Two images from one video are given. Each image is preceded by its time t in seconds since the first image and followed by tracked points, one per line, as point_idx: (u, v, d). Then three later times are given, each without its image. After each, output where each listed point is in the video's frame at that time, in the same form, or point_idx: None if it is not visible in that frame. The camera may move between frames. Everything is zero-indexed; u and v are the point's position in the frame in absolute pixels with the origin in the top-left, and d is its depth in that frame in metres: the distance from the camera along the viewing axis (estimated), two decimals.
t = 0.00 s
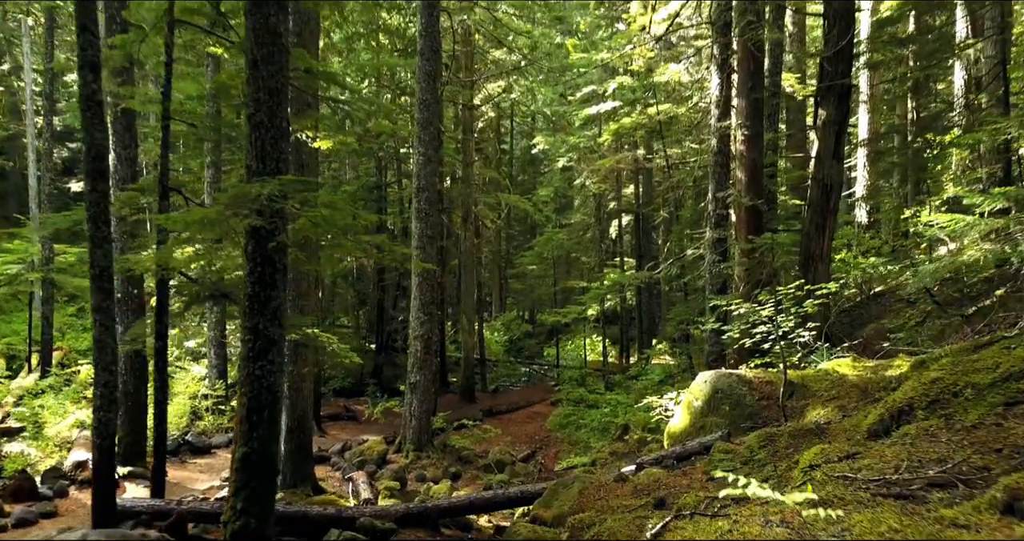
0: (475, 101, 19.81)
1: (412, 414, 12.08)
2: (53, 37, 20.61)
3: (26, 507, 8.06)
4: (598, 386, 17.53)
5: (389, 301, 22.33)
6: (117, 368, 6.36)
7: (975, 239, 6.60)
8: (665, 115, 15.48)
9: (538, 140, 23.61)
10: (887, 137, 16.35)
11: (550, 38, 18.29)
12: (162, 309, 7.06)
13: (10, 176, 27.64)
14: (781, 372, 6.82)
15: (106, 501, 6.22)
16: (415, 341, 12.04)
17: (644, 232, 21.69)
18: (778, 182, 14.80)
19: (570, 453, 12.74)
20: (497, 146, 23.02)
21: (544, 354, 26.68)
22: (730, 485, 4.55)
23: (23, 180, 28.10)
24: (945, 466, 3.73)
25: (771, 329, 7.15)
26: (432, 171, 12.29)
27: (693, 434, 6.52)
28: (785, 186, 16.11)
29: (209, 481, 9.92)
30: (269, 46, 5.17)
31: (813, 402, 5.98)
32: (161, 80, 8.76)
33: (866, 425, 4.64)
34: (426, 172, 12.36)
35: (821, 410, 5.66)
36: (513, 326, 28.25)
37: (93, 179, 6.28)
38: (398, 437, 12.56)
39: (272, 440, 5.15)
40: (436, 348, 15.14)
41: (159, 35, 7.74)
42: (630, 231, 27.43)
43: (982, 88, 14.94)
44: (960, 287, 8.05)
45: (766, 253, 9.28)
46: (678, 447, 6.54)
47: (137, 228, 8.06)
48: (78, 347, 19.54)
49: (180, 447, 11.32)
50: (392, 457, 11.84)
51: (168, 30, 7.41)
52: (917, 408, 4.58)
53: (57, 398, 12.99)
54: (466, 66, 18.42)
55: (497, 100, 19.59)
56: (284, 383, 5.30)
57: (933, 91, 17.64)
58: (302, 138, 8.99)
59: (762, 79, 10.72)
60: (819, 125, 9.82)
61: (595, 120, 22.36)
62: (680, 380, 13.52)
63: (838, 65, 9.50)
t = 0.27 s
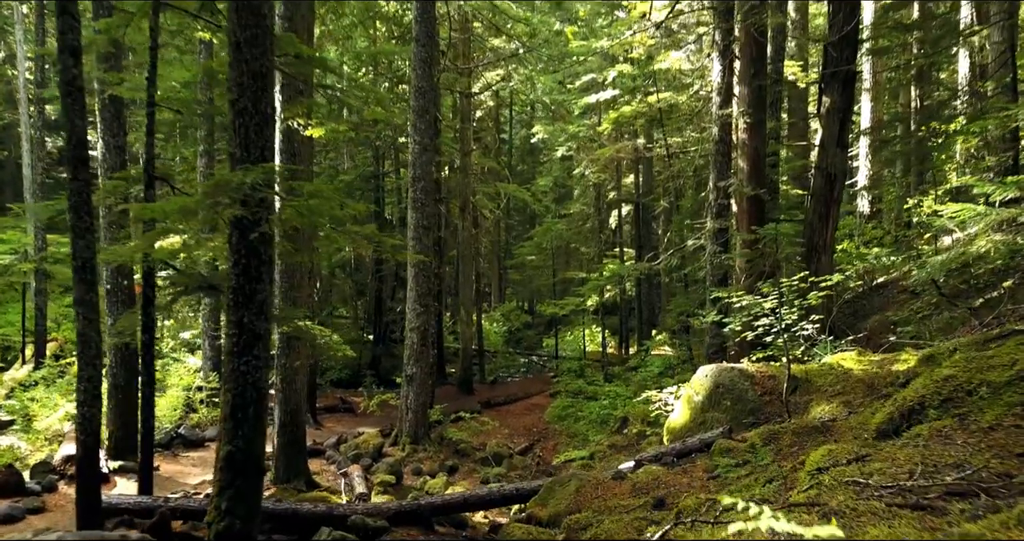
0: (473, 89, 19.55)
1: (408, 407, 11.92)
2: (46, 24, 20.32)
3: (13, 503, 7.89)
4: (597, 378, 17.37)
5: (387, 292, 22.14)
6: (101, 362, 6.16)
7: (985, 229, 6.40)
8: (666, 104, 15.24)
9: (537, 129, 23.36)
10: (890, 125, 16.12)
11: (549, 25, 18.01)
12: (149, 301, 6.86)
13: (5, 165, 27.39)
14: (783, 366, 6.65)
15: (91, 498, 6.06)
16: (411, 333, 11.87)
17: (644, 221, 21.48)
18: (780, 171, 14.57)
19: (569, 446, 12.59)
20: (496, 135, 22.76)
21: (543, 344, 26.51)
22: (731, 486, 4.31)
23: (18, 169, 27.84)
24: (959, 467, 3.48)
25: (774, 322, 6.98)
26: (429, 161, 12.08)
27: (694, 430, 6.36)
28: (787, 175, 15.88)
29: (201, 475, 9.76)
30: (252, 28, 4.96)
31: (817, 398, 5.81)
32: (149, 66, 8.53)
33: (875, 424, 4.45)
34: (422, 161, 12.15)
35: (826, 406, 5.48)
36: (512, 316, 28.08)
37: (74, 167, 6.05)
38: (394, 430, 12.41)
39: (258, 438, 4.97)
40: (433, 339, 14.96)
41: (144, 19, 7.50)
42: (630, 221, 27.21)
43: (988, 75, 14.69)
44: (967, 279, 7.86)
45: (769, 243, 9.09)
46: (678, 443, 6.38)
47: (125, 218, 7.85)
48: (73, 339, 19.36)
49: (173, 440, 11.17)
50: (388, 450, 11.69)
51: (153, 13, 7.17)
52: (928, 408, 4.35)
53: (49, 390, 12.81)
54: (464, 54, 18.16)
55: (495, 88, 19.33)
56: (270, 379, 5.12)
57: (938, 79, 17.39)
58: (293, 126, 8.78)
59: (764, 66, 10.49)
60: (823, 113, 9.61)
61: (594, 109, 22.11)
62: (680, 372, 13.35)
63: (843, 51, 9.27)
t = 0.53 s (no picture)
0: (472, 79, 19.32)
1: (405, 400, 11.78)
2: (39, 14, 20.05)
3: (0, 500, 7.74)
4: (596, 371, 17.24)
5: (385, 284, 21.96)
6: (86, 357, 5.97)
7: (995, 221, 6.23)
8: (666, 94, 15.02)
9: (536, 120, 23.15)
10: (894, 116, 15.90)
11: (547, 14, 17.77)
12: (136, 294, 6.69)
13: None
14: (786, 361, 6.50)
15: (77, 496, 5.92)
16: (408, 326, 11.72)
17: (644, 213, 21.31)
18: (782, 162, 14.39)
19: (567, 440, 12.47)
20: (494, 126, 22.54)
21: (542, 337, 26.37)
22: (732, 488, 4.16)
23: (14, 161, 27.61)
24: (975, 475, 3.32)
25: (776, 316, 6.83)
26: (426, 151, 11.88)
27: (693, 426, 6.22)
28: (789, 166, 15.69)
29: (193, 471, 9.62)
30: (237, 12, 4.76)
31: (820, 395, 5.66)
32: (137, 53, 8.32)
33: (883, 424, 4.29)
34: (419, 152, 11.95)
35: (831, 403, 5.33)
36: (512, 308, 27.92)
37: (57, 157, 5.86)
38: (391, 424, 12.28)
39: (245, 436, 4.82)
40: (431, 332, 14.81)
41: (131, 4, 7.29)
42: (630, 212, 27.03)
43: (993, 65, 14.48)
44: (975, 272, 7.69)
45: (772, 235, 8.91)
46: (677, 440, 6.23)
47: (113, 209, 7.66)
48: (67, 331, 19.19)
49: (166, 435, 11.04)
50: (384, 445, 11.56)
51: None
52: (939, 408, 4.19)
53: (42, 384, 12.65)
54: (462, 43, 17.92)
55: (494, 78, 19.11)
56: (257, 375, 4.96)
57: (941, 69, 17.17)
58: (285, 115, 8.59)
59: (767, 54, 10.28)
60: (827, 102, 9.42)
61: (594, 99, 21.88)
62: (680, 365, 13.20)
63: (847, 38, 9.08)
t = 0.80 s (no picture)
0: (469, 67, 19.05)
1: (401, 393, 11.61)
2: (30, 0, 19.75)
3: None
4: (595, 362, 17.08)
5: (382, 275, 21.76)
6: (68, 352, 5.79)
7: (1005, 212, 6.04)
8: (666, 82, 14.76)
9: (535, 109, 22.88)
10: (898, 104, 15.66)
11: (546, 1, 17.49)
12: (121, 287, 6.50)
13: None
14: (789, 356, 6.33)
15: (60, 496, 5.75)
16: (404, 318, 11.53)
17: (644, 203, 21.08)
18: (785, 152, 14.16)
19: (566, 433, 12.32)
20: (493, 115, 22.27)
21: (541, 328, 26.20)
22: (735, 492, 3.99)
23: (9, 151, 27.36)
24: (997, 485, 3.15)
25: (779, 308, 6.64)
26: (421, 140, 11.66)
27: (694, 423, 6.06)
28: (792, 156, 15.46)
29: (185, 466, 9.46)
30: None
31: (825, 391, 5.49)
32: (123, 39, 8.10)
33: (893, 424, 4.12)
34: (414, 141, 11.73)
35: (836, 400, 5.15)
36: (511, 299, 27.73)
37: (36, 145, 5.66)
38: (387, 417, 12.11)
39: (229, 435, 4.65)
40: (427, 324, 14.63)
41: None
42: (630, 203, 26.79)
43: (1000, 51, 14.21)
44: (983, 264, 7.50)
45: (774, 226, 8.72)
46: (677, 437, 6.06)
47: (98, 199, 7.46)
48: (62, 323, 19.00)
49: (158, 429, 10.87)
50: (380, 438, 11.41)
51: None
52: (953, 409, 4.01)
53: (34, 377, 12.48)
54: (459, 30, 17.65)
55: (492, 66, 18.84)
56: (241, 372, 4.78)
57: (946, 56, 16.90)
58: (276, 103, 8.37)
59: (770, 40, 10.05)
60: (831, 89, 9.21)
61: (593, 88, 21.61)
62: (680, 358, 13.03)
63: (852, 24, 8.85)
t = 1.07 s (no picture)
0: (467, 57, 18.80)
1: (397, 387, 11.47)
2: None
3: None
4: (594, 355, 16.93)
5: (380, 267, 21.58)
6: (51, 348, 5.62)
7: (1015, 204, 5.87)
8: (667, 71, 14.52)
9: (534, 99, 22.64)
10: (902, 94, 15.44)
11: None
12: (108, 280, 6.34)
13: None
14: (792, 352, 6.18)
15: (44, 496, 5.61)
16: (400, 312, 11.38)
17: (644, 194, 20.90)
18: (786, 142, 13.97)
19: (564, 428, 12.19)
20: (492, 106, 22.03)
21: (540, 320, 26.05)
22: (739, 496, 3.84)
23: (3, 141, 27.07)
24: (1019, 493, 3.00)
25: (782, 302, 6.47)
26: (418, 131, 11.46)
27: (694, 420, 5.91)
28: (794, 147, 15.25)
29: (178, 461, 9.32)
30: None
31: (829, 388, 5.34)
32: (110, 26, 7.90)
33: (903, 426, 3.98)
34: (410, 131, 11.53)
35: (840, 399, 5.02)
36: (509, 291, 27.56)
37: (16, 134, 5.47)
38: (383, 412, 11.97)
39: (215, 435, 4.50)
40: (424, 316, 14.49)
41: None
42: (630, 194, 26.60)
43: (1006, 41, 13.99)
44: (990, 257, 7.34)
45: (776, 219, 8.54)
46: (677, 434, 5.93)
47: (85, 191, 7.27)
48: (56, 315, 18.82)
49: (151, 423, 10.73)
50: (376, 433, 11.28)
51: None
52: (967, 410, 3.87)
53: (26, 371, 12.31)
54: (457, 19, 17.39)
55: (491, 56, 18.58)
56: (227, 370, 4.62)
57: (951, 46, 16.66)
58: (268, 92, 8.17)
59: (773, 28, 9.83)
60: (835, 79, 9.02)
61: (593, 78, 21.36)
62: (680, 351, 12.87)
63: (857, 11, 8.65)
